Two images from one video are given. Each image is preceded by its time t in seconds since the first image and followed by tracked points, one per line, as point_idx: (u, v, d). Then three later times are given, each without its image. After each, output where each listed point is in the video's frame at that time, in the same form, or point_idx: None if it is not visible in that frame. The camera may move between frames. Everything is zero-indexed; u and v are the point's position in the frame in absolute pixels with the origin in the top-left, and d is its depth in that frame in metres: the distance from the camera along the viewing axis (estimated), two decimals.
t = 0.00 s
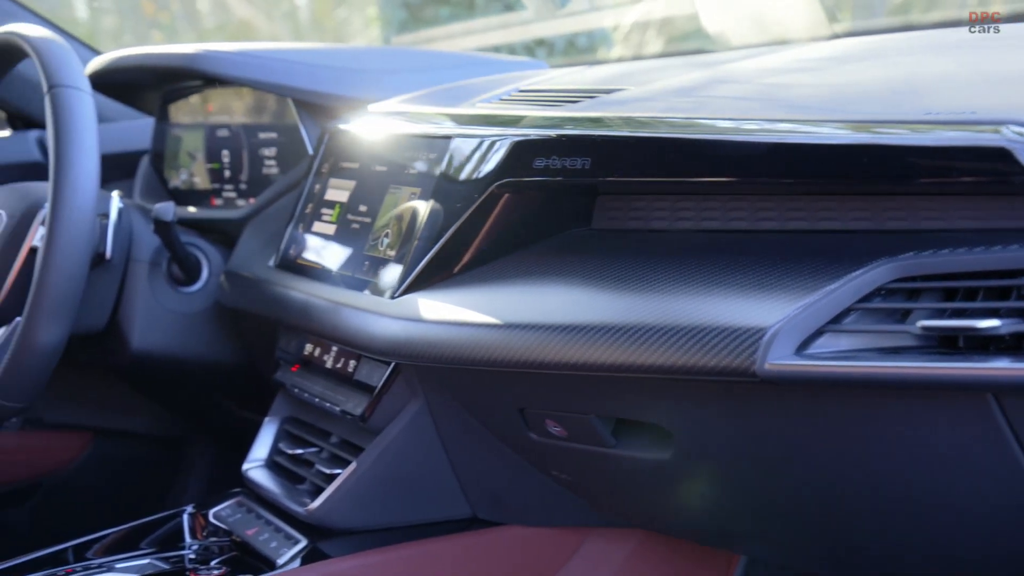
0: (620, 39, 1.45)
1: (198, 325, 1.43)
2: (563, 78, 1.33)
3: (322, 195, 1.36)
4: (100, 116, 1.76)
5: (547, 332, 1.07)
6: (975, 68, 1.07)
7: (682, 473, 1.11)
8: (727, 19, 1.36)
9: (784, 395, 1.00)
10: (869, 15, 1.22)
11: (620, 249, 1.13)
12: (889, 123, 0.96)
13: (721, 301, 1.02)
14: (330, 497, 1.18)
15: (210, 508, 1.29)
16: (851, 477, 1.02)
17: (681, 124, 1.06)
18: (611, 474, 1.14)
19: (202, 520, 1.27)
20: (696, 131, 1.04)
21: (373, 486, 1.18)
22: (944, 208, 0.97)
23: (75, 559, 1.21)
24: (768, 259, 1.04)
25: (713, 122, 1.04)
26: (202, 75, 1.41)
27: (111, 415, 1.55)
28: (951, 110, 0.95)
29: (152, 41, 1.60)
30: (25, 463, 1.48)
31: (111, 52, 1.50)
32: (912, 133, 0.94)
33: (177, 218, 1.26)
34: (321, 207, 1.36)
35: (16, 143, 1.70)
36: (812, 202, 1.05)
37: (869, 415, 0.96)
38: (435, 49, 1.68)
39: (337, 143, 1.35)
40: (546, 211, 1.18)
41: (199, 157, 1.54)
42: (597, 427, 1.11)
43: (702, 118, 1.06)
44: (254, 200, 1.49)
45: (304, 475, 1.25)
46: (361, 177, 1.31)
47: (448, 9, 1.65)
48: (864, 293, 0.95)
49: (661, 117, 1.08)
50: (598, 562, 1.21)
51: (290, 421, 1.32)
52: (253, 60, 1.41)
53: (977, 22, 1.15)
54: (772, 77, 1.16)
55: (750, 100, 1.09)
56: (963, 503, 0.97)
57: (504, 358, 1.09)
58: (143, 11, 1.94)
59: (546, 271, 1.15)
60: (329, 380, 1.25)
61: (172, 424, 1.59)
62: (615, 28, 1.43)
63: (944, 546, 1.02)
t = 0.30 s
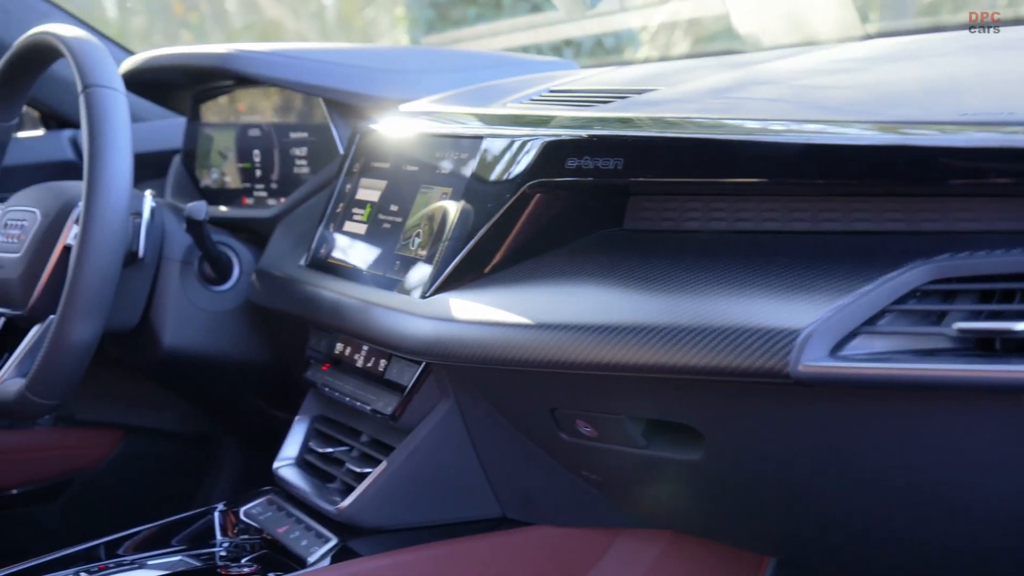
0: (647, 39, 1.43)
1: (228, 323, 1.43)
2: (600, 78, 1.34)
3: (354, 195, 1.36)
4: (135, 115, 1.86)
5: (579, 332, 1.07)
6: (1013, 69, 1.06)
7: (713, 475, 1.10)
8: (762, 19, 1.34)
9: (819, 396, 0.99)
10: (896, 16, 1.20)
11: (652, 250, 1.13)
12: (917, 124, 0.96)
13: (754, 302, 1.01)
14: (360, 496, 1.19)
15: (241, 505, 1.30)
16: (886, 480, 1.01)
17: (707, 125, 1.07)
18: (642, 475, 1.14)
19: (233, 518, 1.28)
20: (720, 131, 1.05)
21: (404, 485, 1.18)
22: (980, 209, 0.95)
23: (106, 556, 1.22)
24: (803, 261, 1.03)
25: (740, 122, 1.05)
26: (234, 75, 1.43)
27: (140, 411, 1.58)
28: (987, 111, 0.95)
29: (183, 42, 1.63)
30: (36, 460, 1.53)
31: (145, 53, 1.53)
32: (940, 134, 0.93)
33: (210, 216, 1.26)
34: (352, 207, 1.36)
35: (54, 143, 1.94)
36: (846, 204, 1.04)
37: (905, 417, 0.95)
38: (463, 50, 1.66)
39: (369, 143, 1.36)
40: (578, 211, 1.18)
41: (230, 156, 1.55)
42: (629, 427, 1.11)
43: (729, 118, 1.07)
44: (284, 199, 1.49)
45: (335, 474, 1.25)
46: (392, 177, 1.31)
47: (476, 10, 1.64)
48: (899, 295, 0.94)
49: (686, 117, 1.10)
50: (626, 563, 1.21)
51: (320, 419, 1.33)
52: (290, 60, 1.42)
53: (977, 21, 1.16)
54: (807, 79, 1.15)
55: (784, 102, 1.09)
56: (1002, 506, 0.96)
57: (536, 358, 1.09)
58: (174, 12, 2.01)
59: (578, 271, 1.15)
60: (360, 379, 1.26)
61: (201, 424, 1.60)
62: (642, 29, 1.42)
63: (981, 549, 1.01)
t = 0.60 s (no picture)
0: (679, 39, 1.43)
1: (264, 322, 1.43)
2: (639, 79, 1.34)
3: (391, 195, 1.37)
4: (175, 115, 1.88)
5: (616, 332, 1.07)
6: None
7: (751, 476, 1.10)
8: (799, 19, 1.33)
9: (860, 397, 0.98)
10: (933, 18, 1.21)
11: (692, 251, 1.13)
12: (953, 125, 0.94)
13: (794, 304, 1.00)
14: (396, 496, 1.19)
15: (278, 503, 1.30)
16: (929, 483, 1.00)
17: (739, 125, 1.06)
18: (678, 476, 1.14)
19: (269, 516, 1.28)
20: (753, 131, 1.04)
21: (439, 484, 1.19)
22: None
23: (144, 552, 1.24)
24: (845, 262, 1.03)
25: (772, 123, 1.04)
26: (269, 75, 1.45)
27: (179, 410, 1.65)
28: None
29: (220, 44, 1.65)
30: (65, 458, 1.59)
31: (183, 52, 1.55)
32: (975, 135, 0.91)
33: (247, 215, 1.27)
34: (390, 206, 1.37)
35: (93, 142, 1.95)
36: (886, 206, 1.03)
37: (949, 419, 0.94)
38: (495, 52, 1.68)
39: (405, 143, 1.36)
40: (617, 212, 1.18)
41: (268, 156, 1.57)
42: (665, 428, 1.11)
43: (761, 120, 1.06)
44: (321, 198, 1.50)
45: (371, 473, 1.25)
46: (428, 178, 1.32)
47: (508, 11, 1.67)
48: (941, 297, 0.93)
49: (720, 117, 1.10)
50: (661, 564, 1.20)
51: (356, 418, 1.33)
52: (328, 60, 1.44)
53: (979, 22, 1.18)
54: (848, 80, 1.14)
55: (826, 103, 1.08)
56: None
57: (573, 358, 1.09)
58: (208, 12, 2.02)
59: (616, 272, 1.15)
60: (396, 378, 1.26)
61: (236, 421, 1.67)
62: (674, 30, 1.43)
63: None
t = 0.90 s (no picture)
0: (712, 41, 1.43)
1: (301, 321, 1.44)
2: (679, 78, 1.35)
3: (429, 195, 1.37)
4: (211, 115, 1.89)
5: (655, 333, 1.07)
6: None
7: (790, 478, 1.09)
8: (839, 18, 1.31)
9: (901, 399, 0.97)
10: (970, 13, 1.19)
11: (732, 252, 1.13)
12: (989, 126, 0.93)
13: (835, 306, 0.99)
14: (433, 494, 1.19)
15: (315, 501, 1.31)
16: (974, 488, 0.99)
17: (774, 126, 1.06)
18: (717, 478, 1.13)
19: (307, 513, 1.29)
20: (789, 133, 1.03)
21: (476, 484, 1.19)
22: None
23: (183, 549, 1.25)
24: (887, 263, 1.02)
25: (806, 125, 1.04)
26: (309, 75, 1.47)
27: (219, 407, 1.72)
28: None
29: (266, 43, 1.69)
30: (99, 455, 1.65)
31: (223, 53, 1.59)
32: (1010, 137, 0.90)
33: (285, 215, 1.27)
34: (427, 206, 1.37)
35: (133, 142, 1.97)
36: (929, 207, 1.02)
37: (996, 423, 0.93)
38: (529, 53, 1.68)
39: (443, 143, 1.36)
40: (657, 212, 1.18)
41: (306, 155, 1.59)
42: (704, 430, 1.10)
43: (796, 121, 1.06)
44: (358, 198, 1.51)
45: (408, 472, 1.26)
46: (466, 179, 1.32)
47: (542, 11, 1.72)
48: (986, 299, 0.92)
49: (757, 118, 1.09)
50: (700, 565, 1.20)
51: (393, 417, 1.34)
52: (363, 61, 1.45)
53: (978, 23, 1.19)
54: (892, 81, 1.13)
55: (868, 104, 1.07)
56: None
57: (611, 358, 1.09)
58: (243, 11, 2.04)
59: (654, 272, 1.15)
60: (433, 377, 1.27)
61: (274, 419, 1.73)
62: (709, 31, 1.43)
63: None
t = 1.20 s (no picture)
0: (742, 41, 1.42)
1: (333, 321, 1.45)
2: (713, 78, 1.35)
3: (462, 195, 1.37)
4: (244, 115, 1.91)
5: (688, 335, 1.06)
6: None
7: (826, 481, 1.08)
8: (872, 18, 1.30)
9: (942, 403, 0.95)
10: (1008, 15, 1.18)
11: (767, 252, 1.13)
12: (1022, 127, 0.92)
13: (872, 309, 0.97)
14: (467, 494, 1.20)
15: (347, 500, 1.32)
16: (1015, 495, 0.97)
17: (804, 126, 1.06)
18: (751, 479, 1.13)
19: (339, 512, 1.29)
20: (819, 133, 1.04)
21: (509, 484, 1.19)
22: None
23: (215, 546, 1.26)
24: (925, 265, 1.01)
25: (837, 125, 1.04)
26: (344, 74, 1.48)
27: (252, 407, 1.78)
28: None
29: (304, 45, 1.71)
30: (138, 452, 1.72)
31: (257, 53, 1.61)
32: None
33: (320, 215, 1.28)
34: (460, 206, 1.37)
35: (168, 142, 1.98)
36: (969, 209, 1.00)
37: None
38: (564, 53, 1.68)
39: (477, 143, 1.37)
40: (691, 213, 1.18)
41: (339, 155, 1.60)
42: (738, 431, 1.09)
43: (823, 121, 1.06)
44: (391, 198, 1.52)
45: (441, 471, 1.26)
46: (501, 179, 1.32)
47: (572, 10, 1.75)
48: None
49: (789, 118, 1.09)
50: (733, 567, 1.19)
51: (426, 417, 1.34)
52: (395, 60, 1.46)
53: (977, 23, 1.20)
54: (931, 82, 1.13)
55: (906, 104, 1.06)
56: None
57: (644, 359, 1.08)
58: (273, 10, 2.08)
59: (690, 274, 1.14)
60: (466, 377, 1.27)
61: (306, 418, 1.80)
62: (740, 31, 1.42)
63: None
